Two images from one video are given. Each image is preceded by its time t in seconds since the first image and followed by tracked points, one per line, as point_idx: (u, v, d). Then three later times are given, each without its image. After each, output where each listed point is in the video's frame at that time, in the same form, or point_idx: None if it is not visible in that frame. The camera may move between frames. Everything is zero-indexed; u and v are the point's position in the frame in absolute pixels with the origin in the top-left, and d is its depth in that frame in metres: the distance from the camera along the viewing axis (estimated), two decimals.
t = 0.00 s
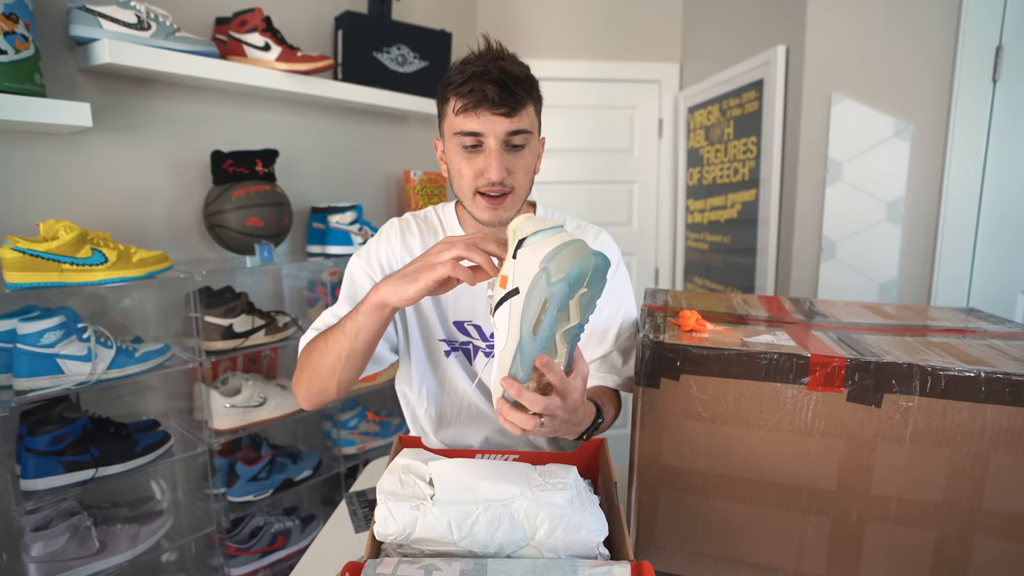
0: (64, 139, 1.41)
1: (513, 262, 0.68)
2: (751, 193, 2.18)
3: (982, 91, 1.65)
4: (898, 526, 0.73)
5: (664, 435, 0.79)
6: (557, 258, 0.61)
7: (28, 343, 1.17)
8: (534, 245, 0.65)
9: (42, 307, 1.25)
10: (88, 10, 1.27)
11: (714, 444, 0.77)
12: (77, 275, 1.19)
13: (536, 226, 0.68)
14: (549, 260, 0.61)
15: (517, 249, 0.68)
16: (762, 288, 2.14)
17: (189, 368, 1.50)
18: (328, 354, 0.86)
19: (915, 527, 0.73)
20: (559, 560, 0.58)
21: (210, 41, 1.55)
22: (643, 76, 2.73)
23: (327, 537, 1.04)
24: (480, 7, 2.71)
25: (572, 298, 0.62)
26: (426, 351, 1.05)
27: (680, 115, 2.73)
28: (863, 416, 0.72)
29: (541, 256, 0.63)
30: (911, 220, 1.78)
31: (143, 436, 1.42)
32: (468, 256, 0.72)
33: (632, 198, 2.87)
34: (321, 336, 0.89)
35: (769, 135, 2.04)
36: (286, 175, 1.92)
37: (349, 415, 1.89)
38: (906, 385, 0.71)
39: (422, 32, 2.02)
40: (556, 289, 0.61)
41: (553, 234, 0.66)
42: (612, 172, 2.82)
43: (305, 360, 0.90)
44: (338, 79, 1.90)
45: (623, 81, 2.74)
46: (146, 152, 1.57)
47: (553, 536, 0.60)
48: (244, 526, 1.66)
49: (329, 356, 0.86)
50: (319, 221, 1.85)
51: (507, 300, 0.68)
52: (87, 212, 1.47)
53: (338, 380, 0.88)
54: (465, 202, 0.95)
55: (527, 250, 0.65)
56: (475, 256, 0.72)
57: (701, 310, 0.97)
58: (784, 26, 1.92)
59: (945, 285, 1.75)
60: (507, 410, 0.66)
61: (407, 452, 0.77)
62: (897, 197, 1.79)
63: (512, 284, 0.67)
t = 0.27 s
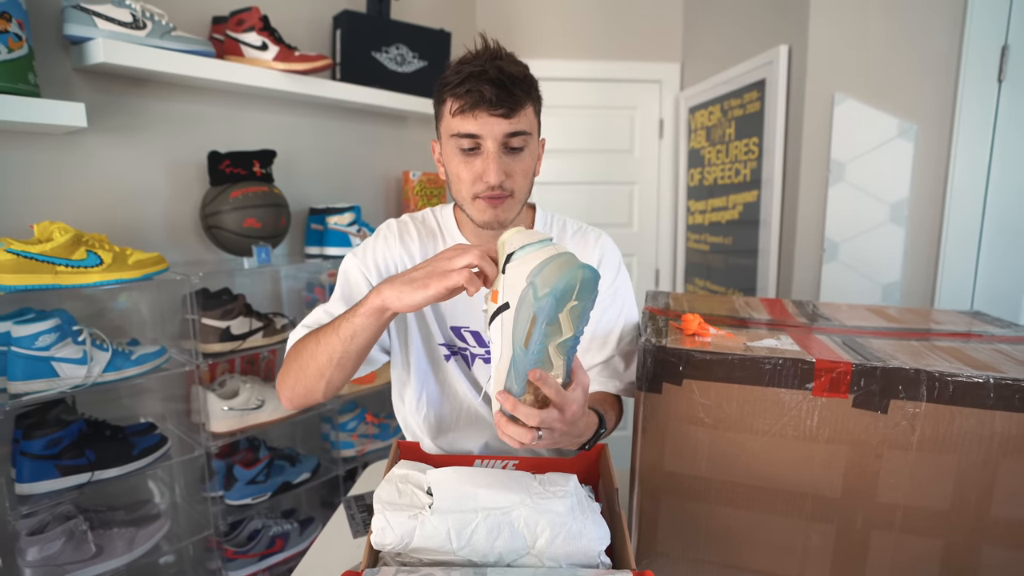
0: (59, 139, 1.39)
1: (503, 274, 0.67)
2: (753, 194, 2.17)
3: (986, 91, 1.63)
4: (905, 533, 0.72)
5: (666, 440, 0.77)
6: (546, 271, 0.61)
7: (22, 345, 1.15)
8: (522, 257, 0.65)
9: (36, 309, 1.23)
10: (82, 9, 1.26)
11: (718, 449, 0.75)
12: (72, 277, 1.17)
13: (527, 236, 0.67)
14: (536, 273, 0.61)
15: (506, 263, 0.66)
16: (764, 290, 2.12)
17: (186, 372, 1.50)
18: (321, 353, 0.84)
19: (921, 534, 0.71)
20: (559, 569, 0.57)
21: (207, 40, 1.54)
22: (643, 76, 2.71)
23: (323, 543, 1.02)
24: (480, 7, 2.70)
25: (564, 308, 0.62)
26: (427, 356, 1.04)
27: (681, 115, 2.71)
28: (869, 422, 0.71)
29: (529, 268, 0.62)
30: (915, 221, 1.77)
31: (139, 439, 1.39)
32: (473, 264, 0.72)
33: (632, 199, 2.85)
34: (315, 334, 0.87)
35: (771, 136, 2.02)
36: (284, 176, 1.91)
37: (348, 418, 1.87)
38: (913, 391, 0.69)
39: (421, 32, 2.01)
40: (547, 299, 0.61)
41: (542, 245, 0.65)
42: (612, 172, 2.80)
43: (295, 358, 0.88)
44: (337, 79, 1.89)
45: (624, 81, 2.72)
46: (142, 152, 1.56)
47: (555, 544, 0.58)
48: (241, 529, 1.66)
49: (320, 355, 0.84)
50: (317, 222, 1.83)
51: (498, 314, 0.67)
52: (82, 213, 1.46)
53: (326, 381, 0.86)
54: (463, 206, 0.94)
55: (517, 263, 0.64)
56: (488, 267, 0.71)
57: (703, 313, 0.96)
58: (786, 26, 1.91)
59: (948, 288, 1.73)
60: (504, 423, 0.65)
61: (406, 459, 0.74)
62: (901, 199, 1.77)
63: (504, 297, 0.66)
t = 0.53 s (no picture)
0: (52, 135, 1.37)
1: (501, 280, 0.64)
2: (755, 192, 2.14)
3: (993, 87, 1.61)
4: (912, 539, 0.70)
5: (670, 444, 0.75)
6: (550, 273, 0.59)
7: (14, 346, 1.13)
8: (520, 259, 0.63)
9: (30, 309, 1.21)
10: (75, 3, 1.23)
11: (722, 452, 0.73)
12: (65, 276, 1.15)
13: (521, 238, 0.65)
14: (538, 278, 0.59)
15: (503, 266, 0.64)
16: (766, 288, 2.10)
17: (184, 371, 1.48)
18: (325, 361, 0.81)
19: (929, 539, 0.69)
20: None
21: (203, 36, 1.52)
22: (644, 73, 2.68)
23: (319, 546, 1.00)
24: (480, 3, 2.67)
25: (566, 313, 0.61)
26: (426, 358, 1.02)
27: (683, 113, 2.68)
28: (877, 425, 0.69)
29: (530, 272, 0.60)
30: (919, 219, 1.74)
31: (135, 439, 1.37)
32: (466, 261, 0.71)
33: (634, 196, 2.83)
34: (317, 342, 0.84)
35: (774, 133, 1.99)
36: (282, 173, 1.89)
37: (347, 417, 1.84)
38: (923, 394, 0.67)
39: (421, 27, 1.98)
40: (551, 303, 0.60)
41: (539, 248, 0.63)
42: (613, 170, 2.78)
43: (297, 367, 0.85)
44: (335, 75, 1.86)
45: (625, 78, 2.69)
46: (138, 149, 1.53)
47: (556, 551, 0.56)
48: (239, 529, 1.63)
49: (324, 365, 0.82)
50: (314, 221, 1.80)
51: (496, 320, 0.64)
52: (77, 211, 1.44)
53: (330, 390, 0.84)
54: (461, 204, 0.92)
55: (515, 266, 0.62)
56: (475, 262, 0.71)
57: (707, 313, 0.93)
58: (790, 21, 1.88)
59: (954, 288, 1.71)
60: (506, 430, 0.62)
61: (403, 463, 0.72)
62: (905, 197, 1.74)
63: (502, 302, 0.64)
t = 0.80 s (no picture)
0: (63, 137, 1.40)
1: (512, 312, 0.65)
2: (745, 192, 2.19)
3: (975, 93, 1.66)
4: (899, 530, 0.74)
5: (664, 440, 0.80)
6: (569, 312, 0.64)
7: (31, 342, 1.16)
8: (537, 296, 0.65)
9: (45, 305, 1.25)
10: (87, 9, 1.27)
11: (714, 449, 0.78)
12: (78, 275, 1.19)
13: (529, 269, 0.66)
14: (556, 316, 0.63)
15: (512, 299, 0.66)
16: (756, 286, 2.15)
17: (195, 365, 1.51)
18: (338, 370, 0.85)
19: (916, 531, 0.74)
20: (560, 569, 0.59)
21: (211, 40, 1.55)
22: (638, 76, 2.73)
23: (328, 534, 1.04)
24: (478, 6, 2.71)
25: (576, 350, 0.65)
26: (426, 355, 1.05)
27: (676, 116, 2.73)
28: (866, 421, 0.73)
29: (546, 310, 0.64)
30: (904, 220, 1.79)
31: (149, 431, 1.41)
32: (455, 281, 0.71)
33: (627, 197, 2.87)
34: (330, 351, 0.88)
35: (764, 135, 2.04)
36: (288, 174, 1.92)
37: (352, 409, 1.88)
38: (911, 391, 0.71)
39: (423, 32, 2.02)
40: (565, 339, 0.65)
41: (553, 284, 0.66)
42: (608, 170, 2.82)
43: (310, 375, 0.89)
44: (339, 78, 1.90)
45: (619, 81, 2.74)
46: (147, 150, 1.56)
47: (553, 545, 0.60)
48: (250, 516, 1.67)
49: (338, 373, 0.86)
50: (321, 220, 1.85)
51: (504, 349, 0.66)
52: (88, 211, 1.47)
53: (343, 397, 0.88)
54: (462, 201, 0.95)
55: (529, 303, 0.65)
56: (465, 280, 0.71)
57: (699, 311, 0.98)
58: (780, 27, 1.93)
59: (935, 284, 1.77)
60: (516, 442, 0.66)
61: (407, 457, 0.76)
62: (891, 198, 1.79)
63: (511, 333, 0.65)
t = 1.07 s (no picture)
0: (76, 144, 1.44)
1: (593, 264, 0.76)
2: (738, 197, 2.24)
3: (960, 102, 1.72)
4: (894, 529, 0.77)
5: (662, 441, 0.84)
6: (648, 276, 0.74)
7: (43, 343, 1.20)
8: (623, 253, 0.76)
9: (58, 309, 1.29)
10: (101, 21, 1.31)
11: (711, 450, 0.82)
12: (89, 278, 1.23)
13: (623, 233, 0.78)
14: (636, 280, 0.73)
15: (599, 253, 0.77)
16: (749, 288, 2.20)
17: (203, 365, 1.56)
18: (346, 388, 0.90)
19: (911, 530, 0.76)
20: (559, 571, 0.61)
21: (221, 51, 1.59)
22: (634, 84, 2.78)
23: (333, 530, 1.07)
24: (477, 16, 2.76)
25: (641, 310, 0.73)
26: (425, 356, 1.07)
27: (670, 123, 2.79)
28: (861, 422, 0.76)
29: (630, 271, 0.74)
30: (893, 223, 1.84)
31: (157, 431, 1.46)
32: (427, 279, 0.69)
33: (623, 202, 2.92)
34: (335, 368, 0.92)
35: (756, 141, 2.09)
36: (294, 180, 1.96)
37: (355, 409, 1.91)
38: (905, 392, 0.74)
39: (426, 43, 2.06)
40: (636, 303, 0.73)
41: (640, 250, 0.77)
42: (604, 175, 2.87)
43: (325, 391, 0.94)
44: (344, 87, 1.94)
45: (615, 89, 2.79)
46: (157, 157, 1.60)
47: (551, 547, 0.63)
48: (255, 514, 1.71)
49: (347, 388, 0.90)
50: (326, 224, 1.89)
51: (573, 298, 0.75)
52: (100, 216, 1.50)
53: (359, 407, 0.94)
54: (467, 206, 0.99)
55: (615, 259, 0.75)
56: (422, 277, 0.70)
57: (694, 313, 1.01)
58: (771, 37, 1.98)
59: (923, 285, 1.82)
60: (542, 401, 0.76)
61: (409, 461, 0.78)
62: (880, 203, 1.84)
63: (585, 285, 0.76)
